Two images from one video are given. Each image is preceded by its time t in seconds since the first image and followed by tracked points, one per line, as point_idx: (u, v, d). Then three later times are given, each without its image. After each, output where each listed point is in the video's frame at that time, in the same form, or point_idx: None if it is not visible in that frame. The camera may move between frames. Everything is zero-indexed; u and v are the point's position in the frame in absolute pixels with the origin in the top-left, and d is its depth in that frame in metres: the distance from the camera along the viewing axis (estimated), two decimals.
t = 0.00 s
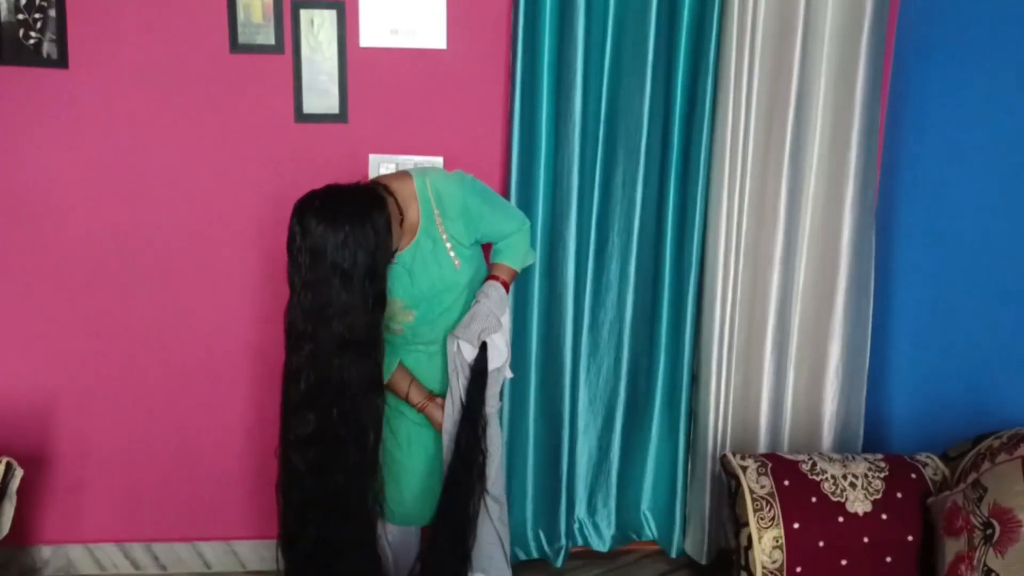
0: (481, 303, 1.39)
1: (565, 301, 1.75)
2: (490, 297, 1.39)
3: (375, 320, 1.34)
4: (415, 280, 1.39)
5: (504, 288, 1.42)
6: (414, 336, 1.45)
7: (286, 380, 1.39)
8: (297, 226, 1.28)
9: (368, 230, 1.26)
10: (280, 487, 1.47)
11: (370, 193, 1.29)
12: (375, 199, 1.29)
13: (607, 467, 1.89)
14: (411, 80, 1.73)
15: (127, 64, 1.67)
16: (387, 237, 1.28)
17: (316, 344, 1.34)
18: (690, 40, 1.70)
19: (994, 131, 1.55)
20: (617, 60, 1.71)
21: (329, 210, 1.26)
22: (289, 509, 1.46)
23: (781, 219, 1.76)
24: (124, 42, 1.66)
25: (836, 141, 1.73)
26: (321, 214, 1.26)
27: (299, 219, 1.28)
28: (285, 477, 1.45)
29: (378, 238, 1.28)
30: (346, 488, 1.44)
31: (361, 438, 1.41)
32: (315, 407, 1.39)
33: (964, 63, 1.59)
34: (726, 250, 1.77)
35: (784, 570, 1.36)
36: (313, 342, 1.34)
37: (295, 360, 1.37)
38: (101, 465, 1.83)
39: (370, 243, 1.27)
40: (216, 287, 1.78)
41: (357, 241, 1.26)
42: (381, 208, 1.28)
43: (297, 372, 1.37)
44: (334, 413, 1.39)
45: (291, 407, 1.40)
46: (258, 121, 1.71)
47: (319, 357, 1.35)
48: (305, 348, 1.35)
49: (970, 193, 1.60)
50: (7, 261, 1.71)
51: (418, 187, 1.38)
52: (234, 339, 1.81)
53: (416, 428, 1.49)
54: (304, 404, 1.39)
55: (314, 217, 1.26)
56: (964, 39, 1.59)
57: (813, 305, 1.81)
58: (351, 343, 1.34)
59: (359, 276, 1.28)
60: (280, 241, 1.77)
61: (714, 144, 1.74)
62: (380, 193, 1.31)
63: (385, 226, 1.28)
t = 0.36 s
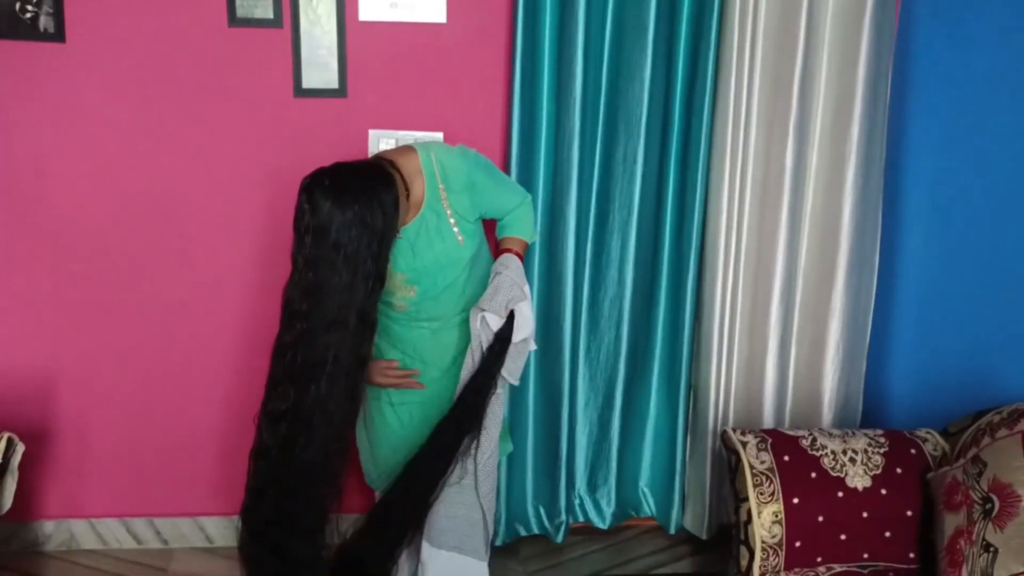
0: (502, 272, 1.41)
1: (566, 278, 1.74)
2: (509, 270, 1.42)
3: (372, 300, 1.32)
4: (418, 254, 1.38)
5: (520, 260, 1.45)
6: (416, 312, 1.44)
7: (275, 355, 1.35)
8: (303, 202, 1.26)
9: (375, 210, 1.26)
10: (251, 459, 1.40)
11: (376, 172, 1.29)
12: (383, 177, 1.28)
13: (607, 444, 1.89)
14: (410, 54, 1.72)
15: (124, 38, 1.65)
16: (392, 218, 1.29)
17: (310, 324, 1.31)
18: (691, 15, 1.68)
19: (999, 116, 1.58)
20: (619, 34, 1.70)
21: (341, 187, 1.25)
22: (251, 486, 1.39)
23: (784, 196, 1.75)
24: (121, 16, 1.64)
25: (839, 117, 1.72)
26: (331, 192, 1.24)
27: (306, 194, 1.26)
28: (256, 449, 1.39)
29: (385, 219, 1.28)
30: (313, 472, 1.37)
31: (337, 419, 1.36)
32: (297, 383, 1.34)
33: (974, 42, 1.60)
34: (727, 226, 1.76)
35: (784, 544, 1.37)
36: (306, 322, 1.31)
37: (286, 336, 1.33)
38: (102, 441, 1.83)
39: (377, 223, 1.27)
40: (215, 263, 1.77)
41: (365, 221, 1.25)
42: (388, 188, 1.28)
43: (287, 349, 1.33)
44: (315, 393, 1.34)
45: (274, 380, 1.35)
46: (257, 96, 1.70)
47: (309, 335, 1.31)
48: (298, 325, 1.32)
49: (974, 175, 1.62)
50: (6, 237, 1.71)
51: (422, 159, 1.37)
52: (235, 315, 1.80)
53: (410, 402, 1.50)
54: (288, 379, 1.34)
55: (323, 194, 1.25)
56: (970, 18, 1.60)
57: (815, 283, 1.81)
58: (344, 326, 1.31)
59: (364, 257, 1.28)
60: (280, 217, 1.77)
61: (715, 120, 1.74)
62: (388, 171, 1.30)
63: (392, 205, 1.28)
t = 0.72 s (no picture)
0: (514, 276, 1.40)
1: (566, 260, 1.74)
2: (521, 272, 1.41)
3: (384, 283, 1.32)
4: (415, 236, 1.38)
5: (528, 260, 1.45)
6: (415, 296, 1.43)
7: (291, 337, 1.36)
8: (308, 183, 1.25)
9: (381, 192, 1.26)
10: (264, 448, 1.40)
11: (381, 153, 1.28)
12: (387, 159, 1.28)
13: (607, 425, 1.89)
14: (409, 34, 1.70)
15: (120, 19, 1.64)
16: (398, 199, 1.28)
17: (324, 306, 1.32)
18: None
19: (998, 99, 1.59)
20: (619, 14, 1.68)
21: (345, 170, 1.24)
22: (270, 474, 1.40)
23: (784, 178, 1.74)
24: None
25: (841, 97, 1.72)
26: (335, 174, 1.24)
27: (310, 176, 1.25)
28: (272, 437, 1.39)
29: (390, 201, 1.27)
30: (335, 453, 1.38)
31: (357, 400, 1.38)
32: (315, 366, 1.35)
33: (978, 26, 1.61)
34: (729, 205, 1.75)
35: (784, 525, 1.37)
36: (319, 305, 1.32)
37: (299, 319, 1.35)
38: (102, 423, 1.83)
39: (382, 205, 1.26)
40: (214, 245, 1.77)
41: (370, 203, 1.25)
42: (393, 169, 1.27)
43: (302, 331, 1.34)
44: (333, 376, 1.36)
45: (290, 365, 1.36)
46: (254, 78, 1.69)
47: (324, 318, 1.33)
48: (313, 308, 1.33)
49: (976, 158, 1.64)
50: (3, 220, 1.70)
51: (422, 142, 1.36)
52: (234, 298, 1.80)
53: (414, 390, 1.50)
54: (306, 364, 1.35)
55: (327, 176, 1.24)
56: (973, 1, 1.60)
57: (817, 263, 1.81)
58: (355, 306, 1.32)
59: (371, 239, 1.27)
60: (278, 198, 1.76)
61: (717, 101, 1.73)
62: (392, 153, 1.29)
63: (397, 188, 1.28)
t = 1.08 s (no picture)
0: (511, 260, 1.39)
1: (566, 238, 1.73)
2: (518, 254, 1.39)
3: (388, 258, 1.32)
4: (409, 214, 1.37)
5: (528, 241, 1.42)
6: (412, 275, 1.43)
7: (309, 317, 1.37)
8: (300, 164, 1.25)
9: (373, 170, 1.24)
10: (315, 420, 1.48)
11: (372, 129, 1.27)
12: (380, 136, 1.26)
13: (607, 404, 1.89)
14: (408, 12, 1.69)
15: None
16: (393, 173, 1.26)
17: (336, 283, 1.32)
18: None
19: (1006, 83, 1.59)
20: None
21: (335, 149, 1.23)
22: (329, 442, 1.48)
23: (785, 156, 1.73)
24: None
25: (843, 75, 1.71)
26: (326, 152, 1.23)
27: (302, 156, 1.25)
28: (320, 409, 1.45)
29: (384, 178, 1.25)
30: (383, 420, 1.43)
31: (397, 365, 1.41)
32: (345, 342, 1.37)
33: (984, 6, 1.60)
34: (731, 184, 1.74)
35: (783, 503, 1.38)
36: (331, 281, 1.33)
37: (310, 300, 1.36)
38: (101, 403, 1.83)
39: (376, 180, 1.25)
40: (212, 225, 1.76)
41: (363, 179, 1.24)
42: (385, 144, 1.26)
43: (319, 309, 1.35)
44: (369, 347, 1.38)
45: (319, 345, 1.39)
46: (252, 56, 1.67)
47: (344, 297, 1.33)
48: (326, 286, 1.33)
49: (976, 137, 1.64)
50: None
51: (419, 121, 1.35)
52: (233, 278, 1.80)
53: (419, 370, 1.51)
54: (333, 341, 1.38)
55: (319, 155, 1.24)
56: None
57: (818, 242, 1.81)
58: (367, 281, 1.32)
59: (368, 215, 1.26)
60: (277, 178, 1.75)
61: (718, 79, 1.71)
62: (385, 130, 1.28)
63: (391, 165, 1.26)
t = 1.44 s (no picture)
0: (509, 241, 1.38)
1: (565, 220, 1.73)
2: (513, 237, 1.38)
3: (393, 232, 1.33)
4: (408, 195, 1.38)
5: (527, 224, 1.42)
6: (412, 257, 1.44)
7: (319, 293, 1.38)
8: (295, 144, 1.25)
9: (368, 148, 1.24)
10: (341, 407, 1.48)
11: (365, 107, 1.27)
12: (374, 115, 1.26)
13: (607, 386, 1.89)
14: None
15: None
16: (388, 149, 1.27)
17: (341, 260, 1.33)
18: None
19: (1012, 61, 1.57)
20: None
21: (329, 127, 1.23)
22: (353, 419, 1.47)
23: (786, 138, 1.73)
24: None
25: (846, 56, 1.71)
26: (320, 131, 1.24)
27: (296, 136, 1.25)
28: (343, 387, 1.45)
29: (380, 156, 1.26)
30: (405, 397, 1.43)
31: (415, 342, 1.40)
32: (360, 316, 1.37)
33: None
34: (732, 167, 1.74)
35: (783, 485, 1.38)
36: (336, 258, 1.33)
37: (322, 279, 1.37)
38: (102, 386, 1.83)
39: (370, 157, 1.25)
40: (212, 207, 1.75)
41: (358, 156, 1.24)
42: (378, 121, 1.26)
43: (325, 285, 1.36)
44: (381, 323, 1.37)
45: (335, 320, 1.39)
46: (250, 37, 1.66)
47: (360, 271, 1.34)
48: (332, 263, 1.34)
49: (974, 119, 1.64)
50: None
51: (417, 102, 1.34)
52: (232, 260, 1.79)
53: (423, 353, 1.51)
54: (351, 315, 1.38)
55: (313, 134, 1.24)
56: None
57: (818, 224, 1.81)
58: (373, 257, 1.33)
59: (366, 192, 1.27)
60: (276, 160, 1.74)
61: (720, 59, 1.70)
62: (379, 108, 1.28)
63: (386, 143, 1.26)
